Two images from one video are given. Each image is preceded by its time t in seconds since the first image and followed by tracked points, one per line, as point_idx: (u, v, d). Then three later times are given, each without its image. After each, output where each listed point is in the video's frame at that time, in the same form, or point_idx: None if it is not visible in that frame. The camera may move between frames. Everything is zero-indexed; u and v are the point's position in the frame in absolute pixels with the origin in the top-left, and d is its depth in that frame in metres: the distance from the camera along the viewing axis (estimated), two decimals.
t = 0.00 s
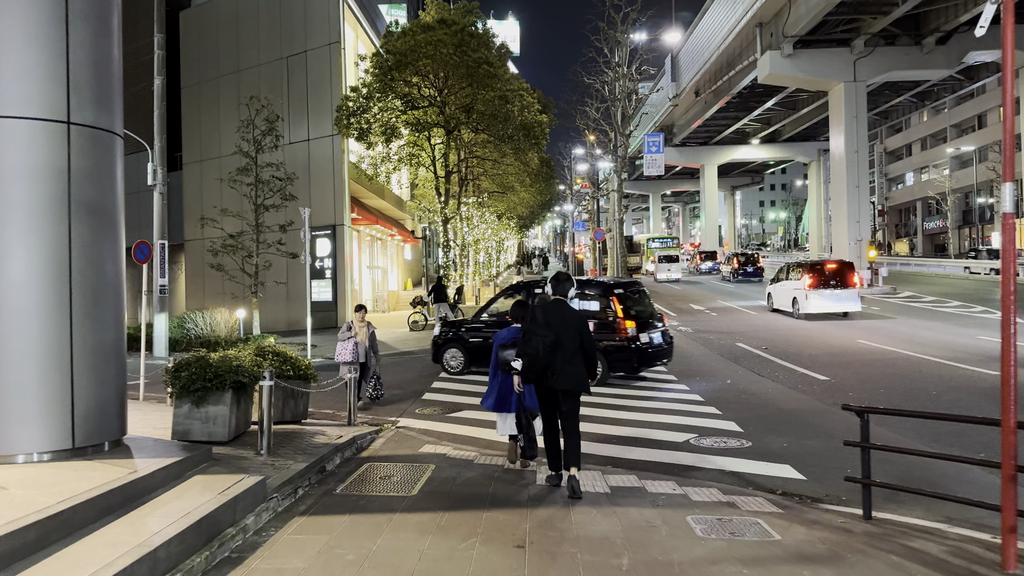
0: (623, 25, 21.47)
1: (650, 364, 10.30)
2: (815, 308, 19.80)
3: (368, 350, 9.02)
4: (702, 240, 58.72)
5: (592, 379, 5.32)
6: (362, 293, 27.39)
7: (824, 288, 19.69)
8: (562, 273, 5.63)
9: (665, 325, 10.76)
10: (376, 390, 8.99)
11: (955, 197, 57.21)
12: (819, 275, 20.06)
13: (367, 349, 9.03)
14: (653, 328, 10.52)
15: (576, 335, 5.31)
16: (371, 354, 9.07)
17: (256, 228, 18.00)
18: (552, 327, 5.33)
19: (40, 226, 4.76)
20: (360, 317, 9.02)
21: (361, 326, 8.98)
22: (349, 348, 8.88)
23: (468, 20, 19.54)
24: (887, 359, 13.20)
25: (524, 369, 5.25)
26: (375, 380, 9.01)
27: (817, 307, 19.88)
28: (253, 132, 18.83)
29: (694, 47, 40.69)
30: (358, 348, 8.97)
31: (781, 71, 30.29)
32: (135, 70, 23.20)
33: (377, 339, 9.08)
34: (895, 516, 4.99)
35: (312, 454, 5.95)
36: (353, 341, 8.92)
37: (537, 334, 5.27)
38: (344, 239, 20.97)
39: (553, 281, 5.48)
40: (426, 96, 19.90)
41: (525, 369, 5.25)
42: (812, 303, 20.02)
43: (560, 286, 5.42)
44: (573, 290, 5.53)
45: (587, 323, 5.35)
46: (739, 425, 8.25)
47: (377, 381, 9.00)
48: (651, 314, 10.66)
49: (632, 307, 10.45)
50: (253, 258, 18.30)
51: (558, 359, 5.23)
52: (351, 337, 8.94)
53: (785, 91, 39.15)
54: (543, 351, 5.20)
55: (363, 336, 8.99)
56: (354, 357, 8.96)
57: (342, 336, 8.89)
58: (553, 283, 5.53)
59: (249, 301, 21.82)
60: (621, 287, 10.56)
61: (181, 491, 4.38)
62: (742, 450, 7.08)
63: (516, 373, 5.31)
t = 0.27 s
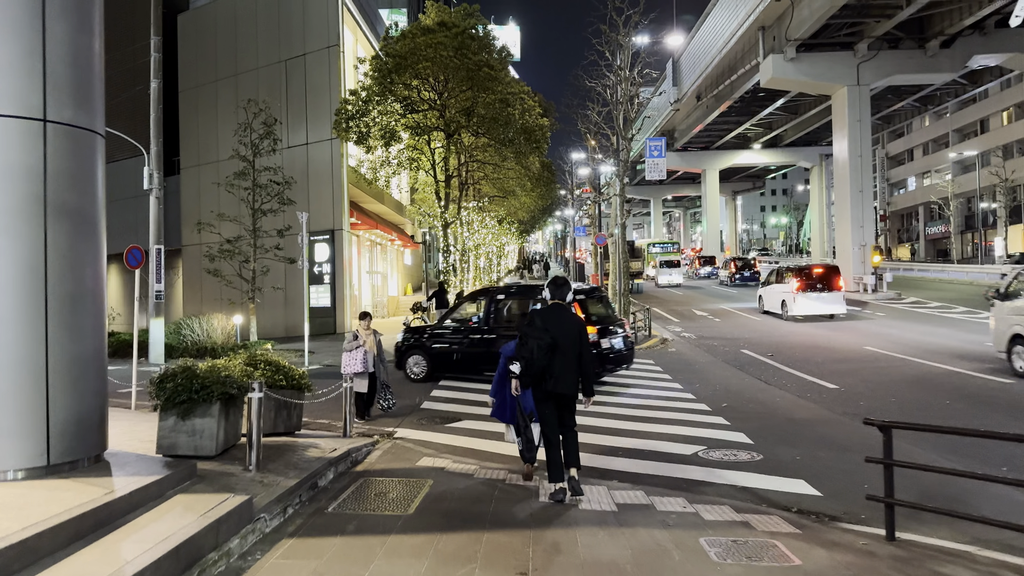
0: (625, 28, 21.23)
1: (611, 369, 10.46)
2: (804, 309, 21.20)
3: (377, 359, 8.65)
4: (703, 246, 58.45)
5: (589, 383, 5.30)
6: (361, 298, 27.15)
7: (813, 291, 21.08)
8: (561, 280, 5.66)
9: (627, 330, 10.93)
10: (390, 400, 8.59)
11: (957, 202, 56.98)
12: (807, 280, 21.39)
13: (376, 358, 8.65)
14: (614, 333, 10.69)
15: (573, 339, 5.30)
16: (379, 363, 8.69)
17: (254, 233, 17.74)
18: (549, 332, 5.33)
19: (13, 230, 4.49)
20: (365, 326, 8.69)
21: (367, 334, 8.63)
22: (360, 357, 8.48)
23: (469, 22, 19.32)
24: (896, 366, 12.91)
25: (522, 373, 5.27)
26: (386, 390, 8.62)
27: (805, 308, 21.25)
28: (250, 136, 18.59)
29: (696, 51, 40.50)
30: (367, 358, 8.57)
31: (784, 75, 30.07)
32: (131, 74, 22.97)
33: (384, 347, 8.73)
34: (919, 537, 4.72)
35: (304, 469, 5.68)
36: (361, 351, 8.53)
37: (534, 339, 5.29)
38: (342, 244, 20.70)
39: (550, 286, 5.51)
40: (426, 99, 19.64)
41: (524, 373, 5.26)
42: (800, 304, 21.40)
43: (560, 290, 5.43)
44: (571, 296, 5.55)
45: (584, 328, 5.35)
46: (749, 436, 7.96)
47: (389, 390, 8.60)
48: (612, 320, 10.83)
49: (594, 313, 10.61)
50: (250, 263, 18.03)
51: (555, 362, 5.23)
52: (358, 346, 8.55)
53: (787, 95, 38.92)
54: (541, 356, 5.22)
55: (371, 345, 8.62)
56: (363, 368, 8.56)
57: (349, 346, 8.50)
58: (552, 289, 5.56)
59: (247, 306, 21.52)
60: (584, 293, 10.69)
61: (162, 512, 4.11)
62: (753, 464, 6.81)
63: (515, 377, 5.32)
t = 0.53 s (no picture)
0: (627, 26, 20.97)
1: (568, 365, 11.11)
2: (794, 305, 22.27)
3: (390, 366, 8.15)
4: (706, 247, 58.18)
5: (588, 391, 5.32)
6: (362, 300, 26.91)
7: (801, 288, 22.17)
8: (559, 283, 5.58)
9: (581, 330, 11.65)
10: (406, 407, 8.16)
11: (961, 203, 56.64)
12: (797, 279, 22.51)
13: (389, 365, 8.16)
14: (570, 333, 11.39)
15: (575, 348, 5.30)
16: (392, 368, 8.20)
17: (252, 233, 17.51)
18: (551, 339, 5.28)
19: None
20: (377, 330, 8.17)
21: (378, 338, 8.13)
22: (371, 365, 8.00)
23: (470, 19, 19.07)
24: (906, 368, 12.63)
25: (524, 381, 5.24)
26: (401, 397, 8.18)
27: (795, 305, 22.28)
28: (248, 135, 18.36)
29: (698, 51, 40.27)
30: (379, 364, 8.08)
31: (787, 74, 29.81)
32: (129, 73, 22.74)
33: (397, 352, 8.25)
34: (944, 550, 4.46)
35: (297, 477, 5.43)
36: (373, 356, 8.03)
37: (536, 347, 5.24)
38: (342, 245, 20.45)
39: (552, 292, 5.39)
40: (427, 98, 19.41)
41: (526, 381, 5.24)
42: (791, 302, 22.45)
43: (562, 300, 5.31)
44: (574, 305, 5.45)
45: (585, 337, 5.33)
46: (758, 440, 7.70)
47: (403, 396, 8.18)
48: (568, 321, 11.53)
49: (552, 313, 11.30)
50: (249, 265, 17.80)
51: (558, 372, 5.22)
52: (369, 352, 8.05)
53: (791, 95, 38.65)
54: (545, 365, 5.18)
55: (383, 351, 8.11)
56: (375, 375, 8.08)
57: (360, 352, 8.02)
58: (553, 296, 5.42)
59: (245, 309, 21.28)
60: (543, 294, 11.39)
61: (140, 525, 3.86)
62: (764, 470, 6.55)
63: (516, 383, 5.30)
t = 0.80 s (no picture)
0: (627, 27, 20.71)
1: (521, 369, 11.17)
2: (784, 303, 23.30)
3: (395, 372, 7.68)
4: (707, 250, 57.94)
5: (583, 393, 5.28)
6: (360, 303, 26.64)
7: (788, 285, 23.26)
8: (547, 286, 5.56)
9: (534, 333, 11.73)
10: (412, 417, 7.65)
11: (964, 205, 56.35)
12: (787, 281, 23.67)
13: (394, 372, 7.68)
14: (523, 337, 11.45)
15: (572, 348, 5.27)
16: (398, 374, 7.71)
17: (247, 236, 17.25)
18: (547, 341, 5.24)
19: None
20: (382, 335, 7.69)
21: (383, 343, 7.67)
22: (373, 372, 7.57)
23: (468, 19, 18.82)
24: (915, 373, 12.33)
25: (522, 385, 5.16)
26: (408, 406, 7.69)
27: (787, 304, 23.32)
28: (244, 137, 18.11)
29: (699, 54, 40.04)
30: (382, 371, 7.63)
31: (789, 76, 29.55)
32: (125, 75, 22.49)
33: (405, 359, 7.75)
34: (971, 572, 4.17)
35: (283, 491, 5.15)
36: (376, 362, 7.60)
37: (534, 348, 5.20)
38: (339, 249, 20.15)
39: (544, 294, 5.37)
40: (425, 99, 19.16)
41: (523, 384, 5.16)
42: (783, 303, 23.54)
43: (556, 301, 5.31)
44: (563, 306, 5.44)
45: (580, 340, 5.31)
46: (766, 450, 7.41)
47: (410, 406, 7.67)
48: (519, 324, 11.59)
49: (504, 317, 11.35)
50: (244, 269, 17.51)
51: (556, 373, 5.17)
52: (373, 358, 7.62)
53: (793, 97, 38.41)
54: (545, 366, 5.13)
55: (387, 357, 7.64)
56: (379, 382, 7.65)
57: (364, 358, 7.63)
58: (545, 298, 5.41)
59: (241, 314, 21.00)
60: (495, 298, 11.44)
61: (108, 548, 3.58)
62: (774, 482, 6.26)
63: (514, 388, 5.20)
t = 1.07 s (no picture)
0: (628, 26, 20.45)
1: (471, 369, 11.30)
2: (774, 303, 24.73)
3: (399, 382, 7.21)
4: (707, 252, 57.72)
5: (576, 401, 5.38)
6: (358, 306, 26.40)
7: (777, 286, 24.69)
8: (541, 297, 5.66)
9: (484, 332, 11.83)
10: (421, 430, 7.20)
11: (965, 207, 56.11)
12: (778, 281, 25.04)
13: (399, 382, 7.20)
14: (473, 337, 11.55)
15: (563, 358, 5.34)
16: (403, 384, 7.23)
17: (242, 238, 17.00)
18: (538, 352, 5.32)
19: None
20: (385, 342, 7.20)
21: (386, 351, 7.18)
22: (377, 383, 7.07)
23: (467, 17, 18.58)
24: (922, 377, 12.09)
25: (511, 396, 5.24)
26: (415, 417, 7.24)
27: (779, 303, 24.64)
28: (239, 137, 17.87)
29: (699, 55, 39.83)
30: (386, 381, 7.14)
31: (790, 76, 29.33)
32: (120, 75, 22.27)
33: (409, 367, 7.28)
34: None
35: (270, 503, 4.92)
36: (379, 372, 7.10)
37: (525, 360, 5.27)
38: (336, 251, 19.90)
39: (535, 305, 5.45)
40: (423, 99, 18.92)
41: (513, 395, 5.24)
42: (775, 302, 24.87)
43: (547, 312, 5.40)
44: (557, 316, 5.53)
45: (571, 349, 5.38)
46: (772, 457, 7.18)
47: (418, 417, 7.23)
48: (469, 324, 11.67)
49: (453, 318, 11.40)
50: (239, 271, 17.27)
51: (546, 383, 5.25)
52: (376, 367, 7.12)
53: (794, 98, 38.18)
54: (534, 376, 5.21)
55: (392, 366, 7.16)
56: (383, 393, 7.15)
57: (366, 369, 7.12)
58: (537, 310, 5.52)
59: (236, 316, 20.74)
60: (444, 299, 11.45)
61: (74, 569, 3.34)
62: (782, 492, 6.03)
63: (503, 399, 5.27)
